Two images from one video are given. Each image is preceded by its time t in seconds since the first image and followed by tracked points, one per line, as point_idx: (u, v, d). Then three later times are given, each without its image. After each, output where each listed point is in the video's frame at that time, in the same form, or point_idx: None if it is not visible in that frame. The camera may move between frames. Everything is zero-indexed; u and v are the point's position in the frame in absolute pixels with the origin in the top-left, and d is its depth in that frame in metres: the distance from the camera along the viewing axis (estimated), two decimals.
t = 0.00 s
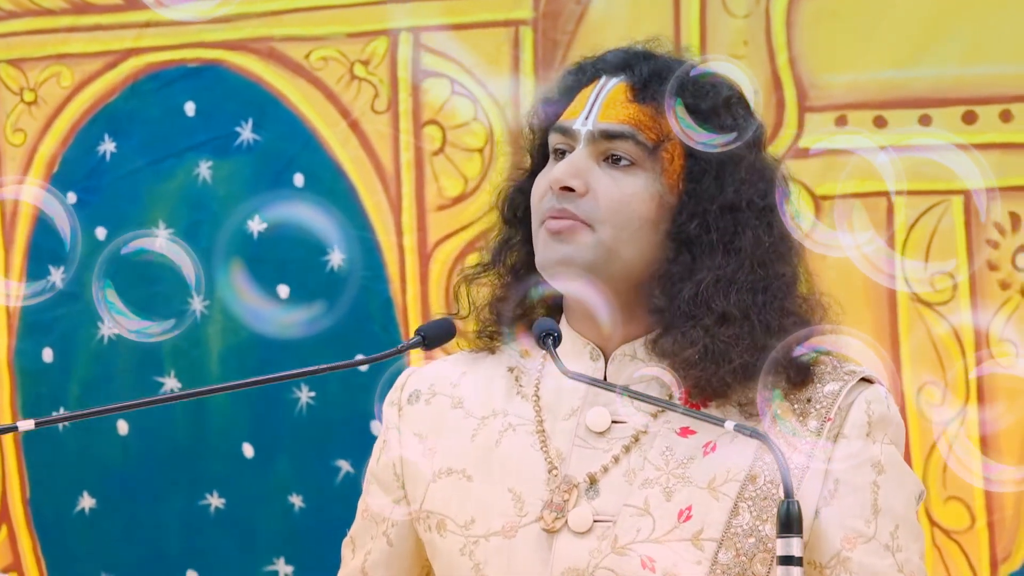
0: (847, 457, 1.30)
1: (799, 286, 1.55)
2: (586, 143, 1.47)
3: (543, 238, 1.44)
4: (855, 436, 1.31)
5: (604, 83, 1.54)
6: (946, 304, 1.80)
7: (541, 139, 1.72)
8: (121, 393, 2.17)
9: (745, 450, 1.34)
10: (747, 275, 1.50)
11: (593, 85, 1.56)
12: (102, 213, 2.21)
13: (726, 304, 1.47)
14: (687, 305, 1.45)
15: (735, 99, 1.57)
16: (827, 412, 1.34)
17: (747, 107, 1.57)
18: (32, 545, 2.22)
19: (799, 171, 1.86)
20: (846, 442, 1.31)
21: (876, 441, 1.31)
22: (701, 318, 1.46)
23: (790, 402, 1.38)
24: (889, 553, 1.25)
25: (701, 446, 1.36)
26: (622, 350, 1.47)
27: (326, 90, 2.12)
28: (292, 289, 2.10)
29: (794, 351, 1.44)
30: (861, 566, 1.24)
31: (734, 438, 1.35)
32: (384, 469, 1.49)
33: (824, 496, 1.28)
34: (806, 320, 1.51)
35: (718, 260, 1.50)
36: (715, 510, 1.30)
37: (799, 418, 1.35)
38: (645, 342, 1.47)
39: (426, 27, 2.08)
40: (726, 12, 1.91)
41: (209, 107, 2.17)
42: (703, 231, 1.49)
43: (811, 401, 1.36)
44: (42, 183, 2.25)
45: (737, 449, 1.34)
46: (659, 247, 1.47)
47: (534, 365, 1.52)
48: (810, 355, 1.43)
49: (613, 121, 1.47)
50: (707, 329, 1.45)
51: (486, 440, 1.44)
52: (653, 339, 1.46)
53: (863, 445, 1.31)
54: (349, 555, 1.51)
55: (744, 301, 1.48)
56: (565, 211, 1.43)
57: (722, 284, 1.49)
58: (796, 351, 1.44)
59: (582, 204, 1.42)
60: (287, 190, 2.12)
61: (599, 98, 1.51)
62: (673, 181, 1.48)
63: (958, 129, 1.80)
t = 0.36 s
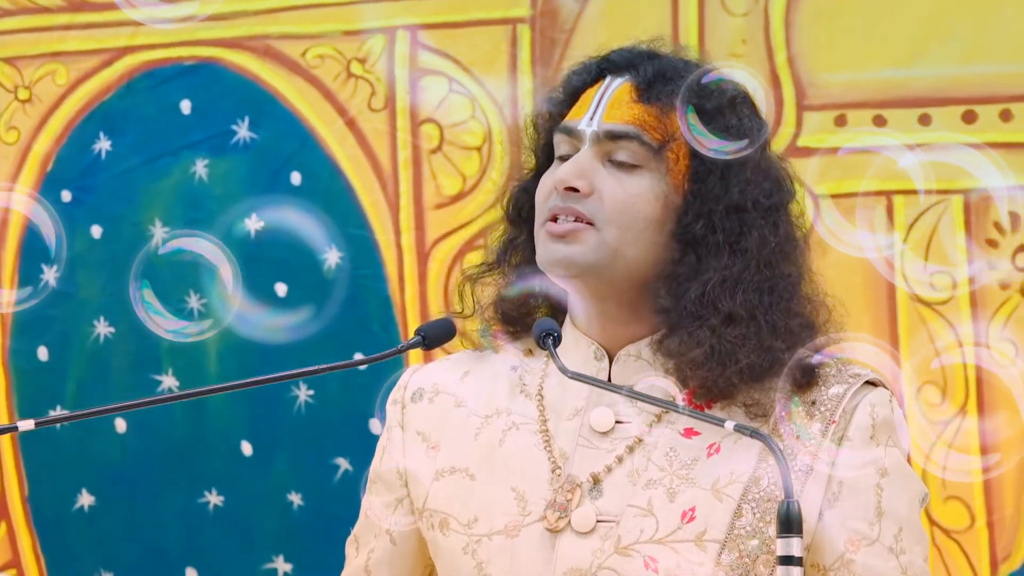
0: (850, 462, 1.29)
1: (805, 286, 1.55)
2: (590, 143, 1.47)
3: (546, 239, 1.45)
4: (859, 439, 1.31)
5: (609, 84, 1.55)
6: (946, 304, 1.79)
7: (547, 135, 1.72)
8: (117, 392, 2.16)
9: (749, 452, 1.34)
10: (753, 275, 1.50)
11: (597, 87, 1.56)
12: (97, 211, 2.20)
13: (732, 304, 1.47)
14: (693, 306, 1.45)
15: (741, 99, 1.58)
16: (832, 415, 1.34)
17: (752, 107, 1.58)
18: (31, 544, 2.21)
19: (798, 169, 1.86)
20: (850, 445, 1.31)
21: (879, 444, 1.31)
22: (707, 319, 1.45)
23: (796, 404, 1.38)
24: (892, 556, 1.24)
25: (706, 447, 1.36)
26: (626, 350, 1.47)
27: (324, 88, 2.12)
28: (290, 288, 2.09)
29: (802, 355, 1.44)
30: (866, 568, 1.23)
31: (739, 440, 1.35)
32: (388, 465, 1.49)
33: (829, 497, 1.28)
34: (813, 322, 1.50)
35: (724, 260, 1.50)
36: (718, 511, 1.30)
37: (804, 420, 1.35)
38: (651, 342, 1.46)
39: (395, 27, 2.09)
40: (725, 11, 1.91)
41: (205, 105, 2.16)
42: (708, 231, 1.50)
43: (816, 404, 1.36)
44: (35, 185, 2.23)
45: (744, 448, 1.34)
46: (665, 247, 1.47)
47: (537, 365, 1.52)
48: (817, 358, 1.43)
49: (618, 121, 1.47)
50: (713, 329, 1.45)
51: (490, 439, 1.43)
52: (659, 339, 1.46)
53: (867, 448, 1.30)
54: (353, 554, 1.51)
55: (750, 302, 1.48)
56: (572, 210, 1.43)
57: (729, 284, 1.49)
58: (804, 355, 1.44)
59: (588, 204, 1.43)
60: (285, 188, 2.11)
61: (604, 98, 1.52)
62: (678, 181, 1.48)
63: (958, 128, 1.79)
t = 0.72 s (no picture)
0: (849, 464, 1.29)
1: (801, 285, 1.55)
2: (587, 143, 1.46)
3: (543, 240, 1.43)
4: (858, 440, 1.31)
5: (603, 84, 1.54)
6: (948, 303, 1.79)
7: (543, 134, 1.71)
8: (118, 392, 2.16)
9: (749, 453, 1.34)
10: (752, 274, 1.50)
11: (591, 87, 1.56)
12: (98, 211, 2.20)
13: (731, 304, 1.47)
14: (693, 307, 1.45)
15: (736, 98, 1.58)
16: (832, 415, 1.34)
17: (747, 106, 1.59)
18: (30, 544, 2.21)
19: (799, 168, 1.86)
20: (849, 446, 1.31)
21: (879, 444, 1.30)
22: (707, 318, 1.45)
23: (797, 405, 1.38)
24: (892, 556, 1.23)
25: (705, 448, 1.36)
26: (625, 351, 1.47)
27: (324, 88, 2.11)
28: (290, 287, 2.09)
29: (803, 355, 1.43)
30: (865, 568, 1.22)
31: (738, 441, 1.35)
32: (385, 467, 1.49)
33: (829, 498, 1.28)
34: (809, 321, 1.50)
35: (723, 259, 1.50)
36: (717, 512, 1.30)
37: (803, 421, 1.35)
38: (650, 342, 1.46)
39: (396, 27, 2.09)
40: (725, 11, 1.91)
41: (205, 105, 2.16)
42: (706, 230, 1.49)
43: (816, 405, 1.36)
44: (35, 183, 2.23)
45: (743, 449, 1.34)
46: (663, 249, 1.47)
47: (536, 367, 1.52)
48: (816, 358, 1.43)
49: (613, 121, 1.46)
50: (713, 329, 1.44)
51: (489, 440, 1.43)
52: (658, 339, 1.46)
53: (866, 448, 1.30)
54: (352, 554, 1.51)
55: (750, 301, 1.48)
56: (567, 213, 1.42)
57: (727, 284, 1.49)
58: (804, 355, 1.43)
59: (583, 206, 1.41)
60: (285, 188, 2.11)
61: (599, 99, 1.51)
62: (676, 180, 1.47)
63: (959, 127, 1.79)
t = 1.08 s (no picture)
0: (846, 462, 1.29)
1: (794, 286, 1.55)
2: (578, 164, 1.43)
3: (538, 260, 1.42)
4: (855, 439, 1.31)
5: (592, 94, 1.49)
6: (950, 299, 1.78)
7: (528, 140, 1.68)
8: (120, 392, 2.16)
9: (746, 455, 1.33)
10: (747, 286, 1.49)
11: (578, 96, 1.51)
12: (99, 211, 2.19)
13: (727, 317, 1.46)
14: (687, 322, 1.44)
15: (725, 99, 1.55)
16: (828, 416, 1.34)
17: (734, 105, 1.56)
18: (30, 544, 2.21)
19: (799, 166, 1.86)
20: (846, 445, 1.31)
21: (876, 443, 1.31)
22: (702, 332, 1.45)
23: (793, 407, 1.37)
24: (889, 556, 1.24)
25: (701, 450, 1.35)
26: (619, 353, 1.47)
27: (325, 86, 2.11)
28: (291, 287, 2.09)
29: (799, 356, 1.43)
30: (863, 568, 1.23)
31: (735, 443, 1.34)
32: (380, 469, 1.49)
33: (825, 499, 1.28)
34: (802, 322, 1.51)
35: (718, 271, 1.48)
36: (713, 513, 1.30)
37: (800, 423, 1.35)
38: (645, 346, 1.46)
39: (396, 26, 2.08)
40: (726, 9, 1.90)
41: (207, 105, 2.15)
42: (704, 244, 1.47)
43: (812, 406, 1.36)
44: (38, 183, 2.23)
45: (740, 452, 1.34)
46: (658, 261, 1.45)
47: (532, 367, 1.52)
48: (810, 359, 1.42)
49: (604, 137, 1.43)
50: (710, 343, 1.44)
51: (484, 443, 1.42)
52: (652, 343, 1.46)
53: (864, 447, 1.30)
54: (348, 556, 1.51)
55: (744, 313, 1.47)
56: (563, 232, 1.41)
57: (724, 295, 1.47)
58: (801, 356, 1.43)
59: (580, 225, 1.40)
60: (288, 187, 2.11)
61: (588, 112, 1.47)
62: (670, 195, 1.45)
63: (960, 123, 1.79)
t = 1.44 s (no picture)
0: (843, 464, 1.30)
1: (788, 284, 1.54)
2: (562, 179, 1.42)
3: (526, 274, 1.42)
4: (851, 441, 1.31)
5: (575, 104, 1.48)
6: (950, 297, 1.78)
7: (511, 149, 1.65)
8: (122, 391, 2.17)
9: (740, 460, 1.33)
10: (736, 295, 1.48)
11: (562, 107, 1.49)
12: (101, 210, 2.20)
13: (715, 330, 1.45)
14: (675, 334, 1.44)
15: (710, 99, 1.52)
16: (825, 420, 1.34)
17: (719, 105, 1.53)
18: (31, 544, 2.22)
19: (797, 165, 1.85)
20: (844, 446, 1.31)
21: (873, 445, 1.32)
22: (690, 346, 1.44)
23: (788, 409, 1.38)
24: (886, 558, 1.24)
25: (698, 454, 1.35)
26: (613, 358, 1.48)
27: (327, 85, 2.11)
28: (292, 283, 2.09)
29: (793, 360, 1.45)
30: (860, 571, 1.24)
31: (731, 446, 1.35)
32: (376, 472, 1.49)
33: (822, 502, 1.29)
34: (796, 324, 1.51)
35: (706, 283, 1.47)
36: (709, 519, 1.30)
37: (796, 426, 1.35)
38: (639, 351, 1.47)
39: (397, 24, 2.08)
40: (726, 8, 1.90)
41: (208, 104, 2.16)
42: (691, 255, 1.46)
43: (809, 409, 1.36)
44: (42, 181, 2.23)
45: (735, 455, 1.34)
46: (649, 269, 1.45)
47: (526, 370, 1.52)
48: (807, 361, 1.44)
49: (586, 151, 1.42)
50: (698, 357, 1.43)
51: (479, 448, 1.43)
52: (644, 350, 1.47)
53: (861, 448, 1.31)
54: (344, 558, 1.53)
55: (733, 325, 1.46)
56: (550, 247, 1.40)
57: (712, 307, 1.47)
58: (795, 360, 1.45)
59: (566, 240, 1.39)
60: (289, 186, 2.11)
61: (570, 124, 1.46)
62: (657, 205, 1.45)
63: (960, 121, 1.79)
